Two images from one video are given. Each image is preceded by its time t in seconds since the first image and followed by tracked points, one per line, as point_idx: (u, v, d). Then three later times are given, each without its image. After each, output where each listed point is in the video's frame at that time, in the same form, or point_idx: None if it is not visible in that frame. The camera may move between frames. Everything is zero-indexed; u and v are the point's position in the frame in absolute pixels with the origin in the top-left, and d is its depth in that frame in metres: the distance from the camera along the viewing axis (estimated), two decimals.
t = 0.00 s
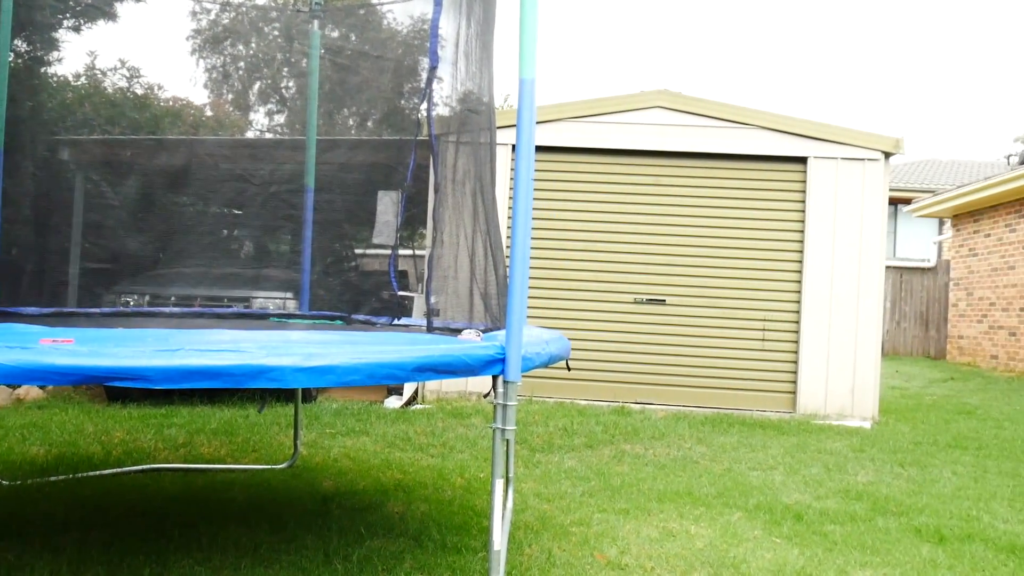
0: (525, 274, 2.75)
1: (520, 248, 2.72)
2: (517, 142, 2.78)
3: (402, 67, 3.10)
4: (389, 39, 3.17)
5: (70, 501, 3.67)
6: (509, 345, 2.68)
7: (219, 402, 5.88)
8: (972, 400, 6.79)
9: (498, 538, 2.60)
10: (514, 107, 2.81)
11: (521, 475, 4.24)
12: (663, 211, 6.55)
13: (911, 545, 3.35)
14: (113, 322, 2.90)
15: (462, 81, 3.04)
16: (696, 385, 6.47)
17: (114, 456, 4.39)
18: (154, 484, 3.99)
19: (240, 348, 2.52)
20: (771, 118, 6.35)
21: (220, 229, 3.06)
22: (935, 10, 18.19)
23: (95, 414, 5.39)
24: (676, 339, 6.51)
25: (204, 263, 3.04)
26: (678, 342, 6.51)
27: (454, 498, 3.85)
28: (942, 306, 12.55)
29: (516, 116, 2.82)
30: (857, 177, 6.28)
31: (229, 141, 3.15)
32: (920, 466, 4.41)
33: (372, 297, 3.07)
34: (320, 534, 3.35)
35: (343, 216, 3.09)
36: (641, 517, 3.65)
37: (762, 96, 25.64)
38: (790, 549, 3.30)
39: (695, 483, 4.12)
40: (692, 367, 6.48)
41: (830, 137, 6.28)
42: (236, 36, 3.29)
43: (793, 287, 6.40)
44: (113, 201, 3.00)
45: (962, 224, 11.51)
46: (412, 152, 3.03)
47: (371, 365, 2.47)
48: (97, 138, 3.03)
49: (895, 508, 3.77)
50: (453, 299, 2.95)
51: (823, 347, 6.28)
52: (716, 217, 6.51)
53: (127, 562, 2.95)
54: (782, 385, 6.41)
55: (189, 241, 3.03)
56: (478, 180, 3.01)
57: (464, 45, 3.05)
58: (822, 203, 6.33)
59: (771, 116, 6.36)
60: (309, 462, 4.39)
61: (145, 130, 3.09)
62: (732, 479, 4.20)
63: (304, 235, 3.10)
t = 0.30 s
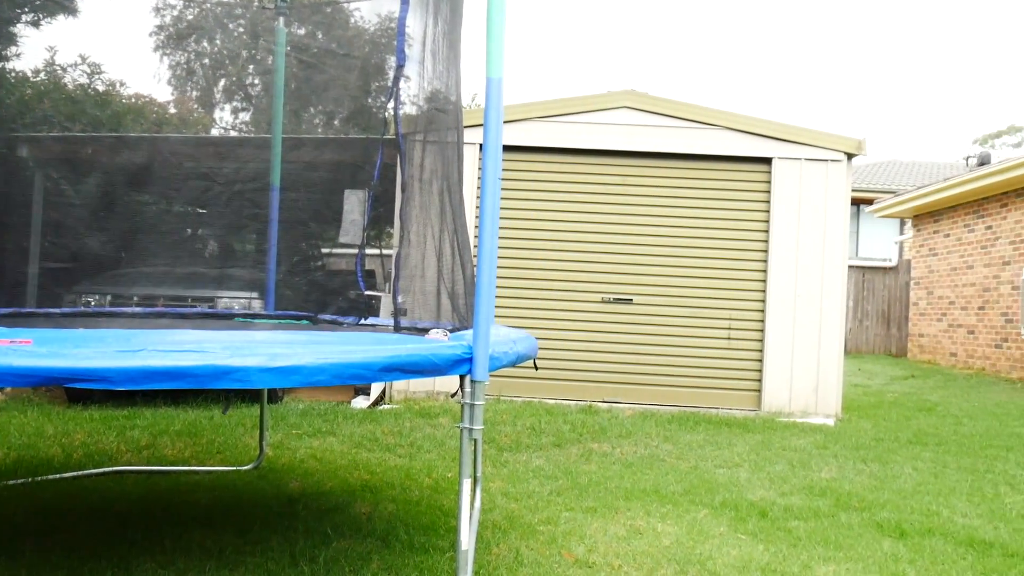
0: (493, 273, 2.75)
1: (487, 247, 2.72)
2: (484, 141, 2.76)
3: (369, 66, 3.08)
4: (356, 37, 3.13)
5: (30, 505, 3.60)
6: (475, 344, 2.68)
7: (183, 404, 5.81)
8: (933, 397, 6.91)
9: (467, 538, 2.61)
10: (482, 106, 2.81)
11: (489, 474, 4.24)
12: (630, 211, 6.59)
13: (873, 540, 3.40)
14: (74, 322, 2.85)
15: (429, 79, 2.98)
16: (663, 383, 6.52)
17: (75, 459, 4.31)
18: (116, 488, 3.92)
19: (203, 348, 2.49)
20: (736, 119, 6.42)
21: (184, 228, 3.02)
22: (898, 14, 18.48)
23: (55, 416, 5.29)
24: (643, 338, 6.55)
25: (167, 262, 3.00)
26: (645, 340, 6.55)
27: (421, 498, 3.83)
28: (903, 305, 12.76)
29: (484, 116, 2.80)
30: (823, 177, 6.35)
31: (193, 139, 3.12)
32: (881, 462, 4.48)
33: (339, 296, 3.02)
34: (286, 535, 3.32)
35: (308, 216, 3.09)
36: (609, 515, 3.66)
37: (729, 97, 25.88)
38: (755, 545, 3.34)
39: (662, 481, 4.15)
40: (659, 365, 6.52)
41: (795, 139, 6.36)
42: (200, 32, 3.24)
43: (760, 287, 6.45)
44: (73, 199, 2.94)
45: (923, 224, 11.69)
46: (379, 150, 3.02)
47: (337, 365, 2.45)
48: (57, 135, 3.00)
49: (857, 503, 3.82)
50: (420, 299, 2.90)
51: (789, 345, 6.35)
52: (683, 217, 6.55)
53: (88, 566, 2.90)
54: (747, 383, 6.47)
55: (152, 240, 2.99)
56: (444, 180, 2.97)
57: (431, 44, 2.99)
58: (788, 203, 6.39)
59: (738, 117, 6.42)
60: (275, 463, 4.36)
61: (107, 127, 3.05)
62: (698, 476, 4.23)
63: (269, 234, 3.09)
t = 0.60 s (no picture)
0: (459, 272, 2.75)
1: (453, 247, 2.71)
2: (450, 140, 2.78)
3: (334, 64, 3.03)
4: (321, 35, 3.07)
5: None
6: (441, 344, 2.68)
7: (145, 405, 5.73)
8: (893, 394, 7.04)
9: (433, 538, 2.60)
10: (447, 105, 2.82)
11: (455, 473, 4.23)
12: (597, 210, 6.61)
13: (834, 535, 3.46)
14: (33, 323, 2.79)
15: (395, 78, 3.03)
16: (628, 381, 6.55)
17: (33, 461, 4.23)
18: (76, 491, 3.86)
19: (166, 349, 2.46)
20: (701, 120, 6.49)
21: (146, 227, 2.97)
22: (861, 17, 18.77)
23: (13, 418, 5.19)
24: (609, 337, 6.58)
25: (128, 262, 2.95)
26: (610, 339, 6.58)
27: (387, 498, 3.82)
28: (864, 304, 12.98)
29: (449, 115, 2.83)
30: (787, 178, 6.43)
31: (154, 137, 3.06)
32: (843, 459, 4.55)
33: (303, 296, 3.01)
34: (250, 537, 3.29)
35: (271, 215, 3.01)
36: (575, 513, 3.68)
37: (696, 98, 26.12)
38: (719, 541, 3.37)
39: (628, 479, 4.17)
40: (624, 363, 6.56)
41: (760, 140, 6.42)
42: (162, 29, 3.11)
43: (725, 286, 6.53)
44: (31, 197, 2.92)
45: (882, 224, 11.88)
46: (344, 149, 2.98)
47: (301, 365, 2.43)
48: (15, 132, 2.98)
49: (819, 499, 3.88)
50: (386, 299, 2.96)
51: (752, 343, 6.42)
52: (649, 217, 6.59)
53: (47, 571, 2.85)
54: (710, 381, 6.54)
55: (112, 238, 2.95)
56: (409, 179, 3.02)
57: (396, 43, 3.04)
58: (753, 203, 6.47)
59: (703, 118, 6.49)
60: (239, 464, 4.31)
61: (66, 124, 3.03)
62: (664, 474, 4.27)
63: (233, 233, 3.02)
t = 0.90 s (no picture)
0: (425, 271, 2.74)
1: (418, 246, 2.71)
2: (416, 139, 2.76)
3: (299, 62, 3.05)
4: (285, 33, 3.06)
5: None
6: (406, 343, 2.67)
7: (105, 407, 5.62)
8: (854, 391, 7.14)
9: (399, 539, 2.57)
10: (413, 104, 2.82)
11: (422, 474, 4.22)
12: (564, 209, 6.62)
13: (797, 531, 3.50)
14: None
15: (360, 77, 3.08)
16: (594, 380, 6.57)
17: None
18: (34, 495, 3.79)
19: (126, 349, 2.42)
20: (668, 121, 6.52)
21: (105, 225, 2.91)
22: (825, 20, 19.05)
23: None
24: (575, 336, 6.58)
25: (87, 262, 2.90)
26: (576, 339, 6.58)
27: (353, 499, 3.80)
28: (826, 303, 13.16)
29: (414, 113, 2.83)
30: (752, 179, 6.50)
31: (114, 135, 2.96)
32: (806, 456, 4.61)
33: (268, 296, 2.99)
34: (213, 540, 3.25)
35: (237, 213, 2.97)
36: (541, 512, 3.69)
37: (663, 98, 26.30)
38: (685, 539, 3.40)
39: (595, 478, 4.19)
40: (590, 363, 6.57)
41: (726, 141, 6.48)
42: (121, 24, 3.00)
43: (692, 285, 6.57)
44: None
45: (844, 224, 12.03)
46: (308, 147, 3.00)
47: (265, 365, 2.40)
48: None
49: (782, 496, 3.92)
50: (351, 298, 3.03)
51: (717, 342, 6.47)
52: (616, 216, 6.61)
53: None
54: (675, 380, 6.58)
55: (71, 237, 2.88)
56: (375, 177, 3.09)
57: (361, 42, 3.08)
58: (718, 203, 6.52)
59: (670, 119, 6.52)
60: (202, 466, 4.25)
61: (21, 120, 2.89)
62: (630, 473, 4.28)
63: (195, 232, 2.95)
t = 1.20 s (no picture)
0: (391, 270, 2.72)
1: (384, 245, 2.69)
2: (382, 136, 2.73)
3: (264, 59, 3.01)
4: (250, 30, 3.03)
5: None
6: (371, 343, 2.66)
7: (65, 410, 5.53)
8: (817, 389, 7.25)
9: (365, 540, 2.57)
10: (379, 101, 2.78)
11: (388, 474, 4.20)
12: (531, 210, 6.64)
13: (761, 528, 3.54)
14: None
15: (326, 75, 3.00)
16: (561, 379, 6.59)
17: None
18: None
19: (86, 350, 2.38)
20: (636, 121, 6.56)
21: (65, 224, 2.87)
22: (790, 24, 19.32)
23: None
24: (541, 336, 6.60)
25: (46, 261, 2.85)
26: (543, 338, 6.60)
27: (319, 500, 3.77)
28: (789, 302, 13.33)
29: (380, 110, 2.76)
30: (717, 179, 6.56)
31: (74, 132, 2.94)
32: (769, 453, 4.67)
33: (231, 295, 2.95)
34: (177, 543, 3.21)
35: (200, 212, 2.94)
36: (508, 512, 3.69)
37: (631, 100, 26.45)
38: (650, 536, 3.42)
39: (562, 476, 4.20)
40: (557, 362, 6.59)
41: (692, 141, 6.54)
42: (81, 19, 2.97)
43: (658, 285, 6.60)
44: None
45: (807, 224, 12.17)
46: (273, 146, 2.97)
47: (229, 365, 2.38)
48: None
49: (746, 493, 3.97)
50: (316, 298, 2.95)
51: (683, 341, 6.52)
52: (583, 217, 6.64)
53: None
54: (641, 379, 6.61)
55: (29, 236, 2.84)
56: (341, 176, 3.01)
57: (327, 39, 3.00)
58: (684, 203, 6.57)
59: (636, 120, 6.56)
60: (164, 469, 4.20)
61: None
62: (597, 471, 4.30)
63: (157, 231, 2.91)
